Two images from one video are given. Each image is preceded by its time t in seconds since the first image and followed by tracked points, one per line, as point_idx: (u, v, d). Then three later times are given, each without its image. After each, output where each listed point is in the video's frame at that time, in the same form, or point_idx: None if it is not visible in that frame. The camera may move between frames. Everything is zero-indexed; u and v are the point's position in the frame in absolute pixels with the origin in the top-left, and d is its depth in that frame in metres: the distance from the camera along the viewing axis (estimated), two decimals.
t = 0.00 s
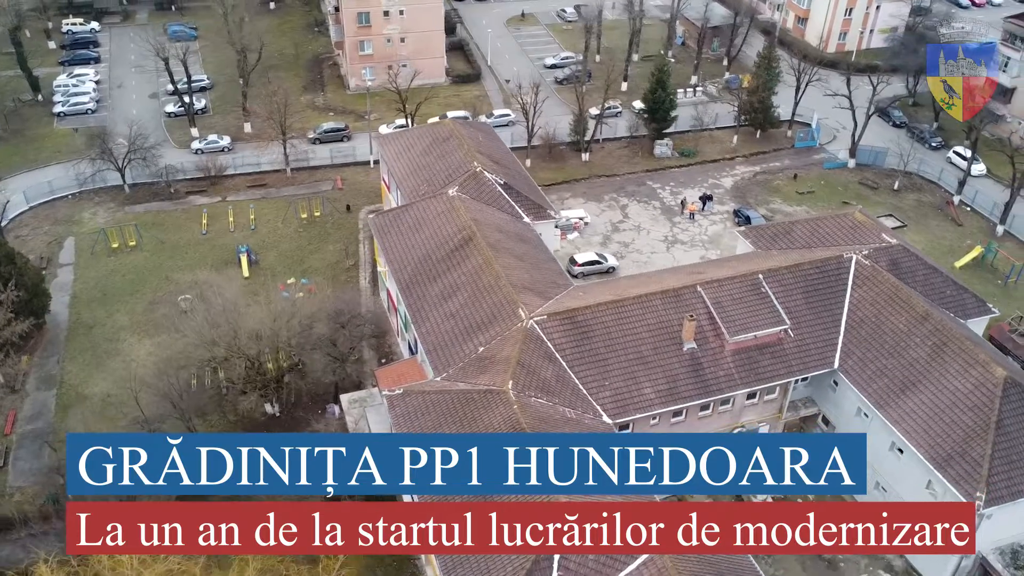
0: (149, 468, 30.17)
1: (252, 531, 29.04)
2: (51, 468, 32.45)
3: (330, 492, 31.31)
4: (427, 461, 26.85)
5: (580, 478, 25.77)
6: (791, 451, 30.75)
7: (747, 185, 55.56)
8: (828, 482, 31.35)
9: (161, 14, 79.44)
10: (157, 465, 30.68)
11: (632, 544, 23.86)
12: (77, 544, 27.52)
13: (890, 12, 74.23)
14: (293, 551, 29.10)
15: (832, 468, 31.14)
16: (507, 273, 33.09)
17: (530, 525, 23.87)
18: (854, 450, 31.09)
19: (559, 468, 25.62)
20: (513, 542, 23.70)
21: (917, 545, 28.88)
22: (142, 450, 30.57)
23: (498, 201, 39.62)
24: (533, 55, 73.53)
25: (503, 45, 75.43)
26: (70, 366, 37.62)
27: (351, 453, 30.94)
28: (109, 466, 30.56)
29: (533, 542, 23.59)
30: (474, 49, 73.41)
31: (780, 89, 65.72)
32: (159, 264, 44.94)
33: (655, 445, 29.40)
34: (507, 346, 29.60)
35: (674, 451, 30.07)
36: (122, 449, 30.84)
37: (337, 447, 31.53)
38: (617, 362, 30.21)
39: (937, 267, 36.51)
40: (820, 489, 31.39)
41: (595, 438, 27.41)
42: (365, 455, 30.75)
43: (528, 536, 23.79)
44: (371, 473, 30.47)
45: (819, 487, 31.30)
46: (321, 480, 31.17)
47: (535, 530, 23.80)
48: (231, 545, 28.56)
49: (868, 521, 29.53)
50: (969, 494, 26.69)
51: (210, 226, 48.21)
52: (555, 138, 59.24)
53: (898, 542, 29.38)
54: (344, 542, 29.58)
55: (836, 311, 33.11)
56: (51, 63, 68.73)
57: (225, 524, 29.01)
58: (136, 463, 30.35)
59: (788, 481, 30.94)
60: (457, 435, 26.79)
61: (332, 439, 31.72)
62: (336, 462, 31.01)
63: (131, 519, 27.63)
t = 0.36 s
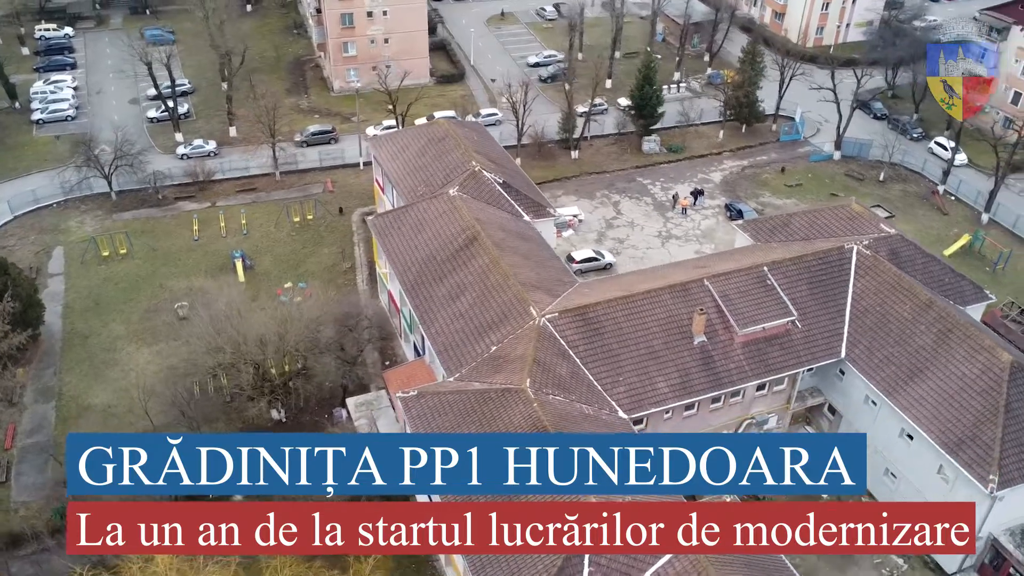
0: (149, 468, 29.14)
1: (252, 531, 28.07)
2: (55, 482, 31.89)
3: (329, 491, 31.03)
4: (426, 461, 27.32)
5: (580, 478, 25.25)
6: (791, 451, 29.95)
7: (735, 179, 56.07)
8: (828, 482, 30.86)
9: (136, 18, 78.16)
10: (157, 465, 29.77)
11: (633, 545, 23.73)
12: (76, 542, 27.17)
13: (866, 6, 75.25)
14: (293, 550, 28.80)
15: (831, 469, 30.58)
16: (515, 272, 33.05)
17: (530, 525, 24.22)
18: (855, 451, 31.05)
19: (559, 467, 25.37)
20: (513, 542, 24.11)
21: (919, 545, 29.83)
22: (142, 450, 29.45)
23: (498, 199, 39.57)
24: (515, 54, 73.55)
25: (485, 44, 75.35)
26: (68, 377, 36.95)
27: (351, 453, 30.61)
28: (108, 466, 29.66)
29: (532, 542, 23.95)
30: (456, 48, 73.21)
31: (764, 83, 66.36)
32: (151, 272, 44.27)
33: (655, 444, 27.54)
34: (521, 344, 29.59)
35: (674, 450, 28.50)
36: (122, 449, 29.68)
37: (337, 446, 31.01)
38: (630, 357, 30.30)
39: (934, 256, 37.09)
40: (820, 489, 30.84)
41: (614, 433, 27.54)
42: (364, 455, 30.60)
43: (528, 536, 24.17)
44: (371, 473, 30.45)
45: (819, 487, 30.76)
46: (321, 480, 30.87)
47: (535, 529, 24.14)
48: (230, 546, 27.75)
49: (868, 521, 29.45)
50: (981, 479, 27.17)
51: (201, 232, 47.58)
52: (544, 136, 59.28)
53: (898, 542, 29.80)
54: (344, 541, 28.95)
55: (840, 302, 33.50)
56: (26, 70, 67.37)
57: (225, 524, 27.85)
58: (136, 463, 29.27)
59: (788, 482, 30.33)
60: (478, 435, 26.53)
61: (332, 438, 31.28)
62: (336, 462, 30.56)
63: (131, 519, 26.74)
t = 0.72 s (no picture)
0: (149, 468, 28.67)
1: (252, 531, 27.62)
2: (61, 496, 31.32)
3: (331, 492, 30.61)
4: (427, 462, 28.48)
5: (580, 478, 25.03)
6: (791, 451, 29.78)
7: (724, 174, 56.55)
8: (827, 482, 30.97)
9: (110, 23, 76.81)
10: (157, 465, 29.26)
11: (633, 545, 23.49)
12: (76, 542, 27.43)
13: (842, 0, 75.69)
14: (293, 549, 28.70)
15: (831, 468, 30.54)
16: (523, 270, 33.01)
17: (530, 525, 24.51)
18: (856, 453, 31.09)
19: (559, 467, 25.41)
20: (513, 542, 24.54)
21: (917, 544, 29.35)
22: (142, 450, 29.00)
23: (498, 198, 39.50)
24: (498, 53, 73.53)
25: (467, 44, 75.15)
26: (66, 389, 36.28)
27: (351, 453, 29.99)
28: (109, 466, 29.55)
29: (533, 542, 24.29)
30: (439, 49, 72.89)
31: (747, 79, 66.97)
32: (144, 280, 43.57)
33: (655, 443, 26.67)
34: (535, 342, 29.60)
35: (673, 450, 27.09)
36: (122, 449, 29.27)
37: (337, 446, 30.32)
38: (643, 353, 30.42)
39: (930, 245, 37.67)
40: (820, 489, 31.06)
41: (631, 427, 27.68)
42: (364, 455, 30.13)
43: (528, 536, 24.47)
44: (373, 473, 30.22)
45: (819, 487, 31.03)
46: (321, 480, 30.40)
47: (535, 529, 24.44)
48: (230, 546, 27.24)
49: (868, 521, 28.45)
50: (993, 462, 27.57)
51: (193, 238, 46.93)
52: (533, 134, 59.30)
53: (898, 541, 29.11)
54: (343, 541, 28.79)
55: (844, 292, 33.90)
56: None
57: (225, 524, 27.25)
58: (136, 464, 28.85)
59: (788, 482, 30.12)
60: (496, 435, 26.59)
61: (331, 437, 30.43)
62: (336, 463, 29.90)
63: (131, 519, 27.11)
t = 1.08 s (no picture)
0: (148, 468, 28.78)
1: (252, 531, 27.48)
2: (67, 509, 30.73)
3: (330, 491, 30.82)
4: (427, 462, 29.05)
5: (579, 478, 25.01)
6: (790, 451, 29.51)
7: (713, 169, 56.98)
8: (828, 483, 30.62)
9: (84, 28, 75.38)
10: (157, 465, 29.20)
11: (633, 545, 23.48)
12: (77, 543, 27.97)
13: None
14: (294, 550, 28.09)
15: (832, 469, 30.57)
16: (531, 268, 32.98)
17: (531, 525, 24.77)
18: (853, 453, 31.30)
19: (559, 467, 25.45)
20: (513, 542, 25.02)
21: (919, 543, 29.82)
22: (142, 451, 29.06)
23: (499, 197, 39.44)
24: (480, 53, 73.42)
25: (449, 44, 74.93)
26: (65, 401, 35.59)
27: (351, 453, 30.09)
28: (109, 466, 29.77)
29: (533, 542, 24.55)
30: (421, 48, 72.56)
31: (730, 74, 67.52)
32: (137, 288, 42.87)
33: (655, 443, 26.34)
34: (549, 340, 29.59)
35: (673, 450, 26.72)
36: (122, 449, 29.50)
37: (337, 446, 30.34)
38: (655, 348, 30.56)
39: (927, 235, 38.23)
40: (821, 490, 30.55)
41: (649, 422, 27.77)
42: (364, 455, 30.22)
43: (529, 536, 24.75)
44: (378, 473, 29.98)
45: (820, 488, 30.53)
46: (321, 480, 30.41)
47: (535, 530, 24.69)
48: (231, 546, 27.23)
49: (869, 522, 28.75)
50: (1003, 446, 28.02)
51: (185, 244, 46.27)
52: (522, 133, 59.26)
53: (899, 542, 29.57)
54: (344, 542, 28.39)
55: (847, 282, 34.31)
56: None
57: (225, 524, 27.52)
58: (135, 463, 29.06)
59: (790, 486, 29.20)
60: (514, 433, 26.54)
61: (331, 437, 30.40)
62: (336, 463, 29.95)
63: (131, 519, 27.96)
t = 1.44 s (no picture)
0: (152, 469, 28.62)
1: (252, 531, 27.86)
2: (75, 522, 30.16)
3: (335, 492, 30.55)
4: (427, 461, 29.00)
5: (579, 478, 25.20)
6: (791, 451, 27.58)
7: (701, 164, 57.40)
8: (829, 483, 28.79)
9: (57, 34, 73.92)
10: (157, 465, 28.83)
11: (632, 545, 23.78)
12: (76, 542, 27.52)
13: None
14: (294, 548, 28.68)
15: (832, 469, 28.77)
16: (538, 266, 33.00)
17: (531, 525, 25.27)
18: (850, 451, 29.77)
19: (558, 467, 25.66)
20: (513, 541, 26.01)
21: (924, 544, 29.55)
22: (142, 451, 28.52)
23: (499, 196, 39.44)
24: (462, 52, 73.26)
25: (430, 44, 74.63)
26: (66, 413, 34.93)
27: (351, 453, 29.44)
28: (108, 466, 29.12)
29: (533, 541, 25.06)
30: (403, 49, 72.22)
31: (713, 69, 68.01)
32: (131, 296, 42.17)
33: (655, 442, 25.63)
34: (562, 337, 29.63)
35: (673, 450, 26.12)
36: (121, 448, 28.93)
37: (336, 447, 29.48)
38: (666, 342, 30.71)
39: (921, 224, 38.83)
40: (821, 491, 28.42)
41: (666, 416, 27.92)
42: (364, 455, 29.68)
43: (528, 535, 25.33)
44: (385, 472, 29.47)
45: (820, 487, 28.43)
46: (321, 480, 29.80)
47: (535, 529, 25.15)
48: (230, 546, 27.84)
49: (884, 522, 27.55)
50: (1012, 430, 28.57)
51: (177, 250, 45.60)
52: (510, 132, 59.25)
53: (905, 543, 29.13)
54: (343, 542, 28.48)
55: (849, 273, 34.75)
56: None
57: (225, 524, 27.75)
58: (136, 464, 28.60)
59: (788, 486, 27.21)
60: (533, 431, 26.52)
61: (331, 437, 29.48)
62: (336, 463, 29.32)
63: (131, 519, 27.74)
